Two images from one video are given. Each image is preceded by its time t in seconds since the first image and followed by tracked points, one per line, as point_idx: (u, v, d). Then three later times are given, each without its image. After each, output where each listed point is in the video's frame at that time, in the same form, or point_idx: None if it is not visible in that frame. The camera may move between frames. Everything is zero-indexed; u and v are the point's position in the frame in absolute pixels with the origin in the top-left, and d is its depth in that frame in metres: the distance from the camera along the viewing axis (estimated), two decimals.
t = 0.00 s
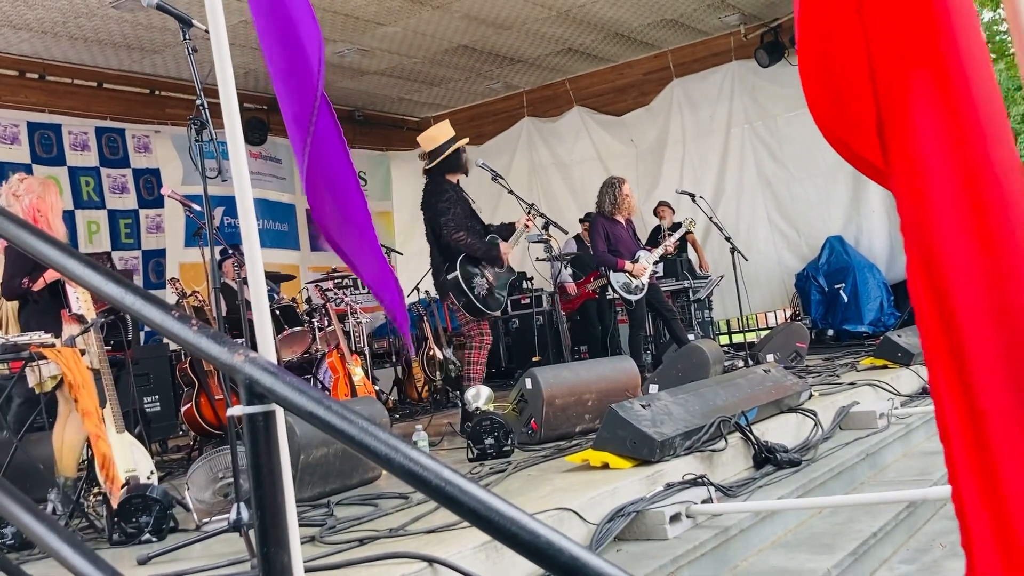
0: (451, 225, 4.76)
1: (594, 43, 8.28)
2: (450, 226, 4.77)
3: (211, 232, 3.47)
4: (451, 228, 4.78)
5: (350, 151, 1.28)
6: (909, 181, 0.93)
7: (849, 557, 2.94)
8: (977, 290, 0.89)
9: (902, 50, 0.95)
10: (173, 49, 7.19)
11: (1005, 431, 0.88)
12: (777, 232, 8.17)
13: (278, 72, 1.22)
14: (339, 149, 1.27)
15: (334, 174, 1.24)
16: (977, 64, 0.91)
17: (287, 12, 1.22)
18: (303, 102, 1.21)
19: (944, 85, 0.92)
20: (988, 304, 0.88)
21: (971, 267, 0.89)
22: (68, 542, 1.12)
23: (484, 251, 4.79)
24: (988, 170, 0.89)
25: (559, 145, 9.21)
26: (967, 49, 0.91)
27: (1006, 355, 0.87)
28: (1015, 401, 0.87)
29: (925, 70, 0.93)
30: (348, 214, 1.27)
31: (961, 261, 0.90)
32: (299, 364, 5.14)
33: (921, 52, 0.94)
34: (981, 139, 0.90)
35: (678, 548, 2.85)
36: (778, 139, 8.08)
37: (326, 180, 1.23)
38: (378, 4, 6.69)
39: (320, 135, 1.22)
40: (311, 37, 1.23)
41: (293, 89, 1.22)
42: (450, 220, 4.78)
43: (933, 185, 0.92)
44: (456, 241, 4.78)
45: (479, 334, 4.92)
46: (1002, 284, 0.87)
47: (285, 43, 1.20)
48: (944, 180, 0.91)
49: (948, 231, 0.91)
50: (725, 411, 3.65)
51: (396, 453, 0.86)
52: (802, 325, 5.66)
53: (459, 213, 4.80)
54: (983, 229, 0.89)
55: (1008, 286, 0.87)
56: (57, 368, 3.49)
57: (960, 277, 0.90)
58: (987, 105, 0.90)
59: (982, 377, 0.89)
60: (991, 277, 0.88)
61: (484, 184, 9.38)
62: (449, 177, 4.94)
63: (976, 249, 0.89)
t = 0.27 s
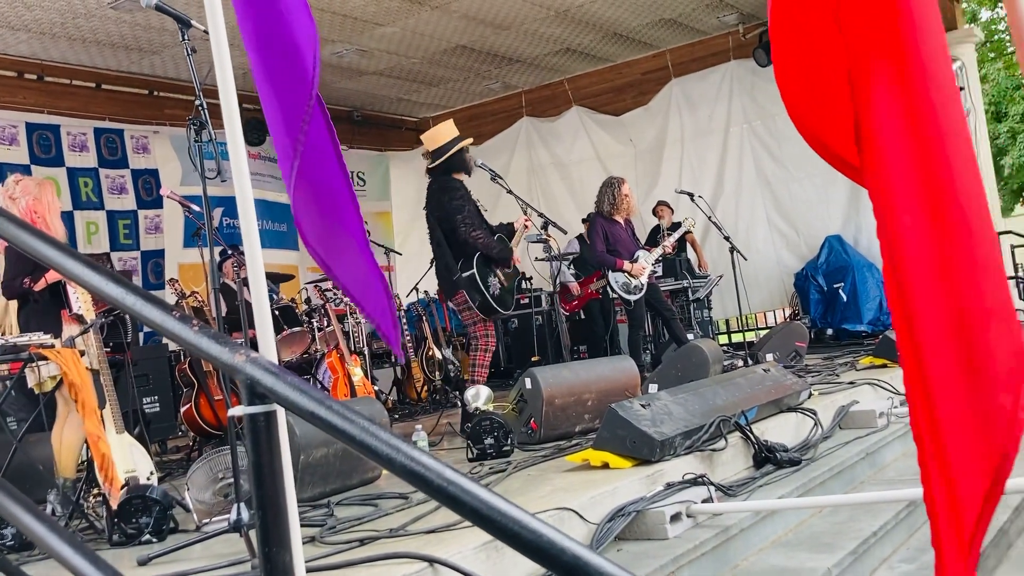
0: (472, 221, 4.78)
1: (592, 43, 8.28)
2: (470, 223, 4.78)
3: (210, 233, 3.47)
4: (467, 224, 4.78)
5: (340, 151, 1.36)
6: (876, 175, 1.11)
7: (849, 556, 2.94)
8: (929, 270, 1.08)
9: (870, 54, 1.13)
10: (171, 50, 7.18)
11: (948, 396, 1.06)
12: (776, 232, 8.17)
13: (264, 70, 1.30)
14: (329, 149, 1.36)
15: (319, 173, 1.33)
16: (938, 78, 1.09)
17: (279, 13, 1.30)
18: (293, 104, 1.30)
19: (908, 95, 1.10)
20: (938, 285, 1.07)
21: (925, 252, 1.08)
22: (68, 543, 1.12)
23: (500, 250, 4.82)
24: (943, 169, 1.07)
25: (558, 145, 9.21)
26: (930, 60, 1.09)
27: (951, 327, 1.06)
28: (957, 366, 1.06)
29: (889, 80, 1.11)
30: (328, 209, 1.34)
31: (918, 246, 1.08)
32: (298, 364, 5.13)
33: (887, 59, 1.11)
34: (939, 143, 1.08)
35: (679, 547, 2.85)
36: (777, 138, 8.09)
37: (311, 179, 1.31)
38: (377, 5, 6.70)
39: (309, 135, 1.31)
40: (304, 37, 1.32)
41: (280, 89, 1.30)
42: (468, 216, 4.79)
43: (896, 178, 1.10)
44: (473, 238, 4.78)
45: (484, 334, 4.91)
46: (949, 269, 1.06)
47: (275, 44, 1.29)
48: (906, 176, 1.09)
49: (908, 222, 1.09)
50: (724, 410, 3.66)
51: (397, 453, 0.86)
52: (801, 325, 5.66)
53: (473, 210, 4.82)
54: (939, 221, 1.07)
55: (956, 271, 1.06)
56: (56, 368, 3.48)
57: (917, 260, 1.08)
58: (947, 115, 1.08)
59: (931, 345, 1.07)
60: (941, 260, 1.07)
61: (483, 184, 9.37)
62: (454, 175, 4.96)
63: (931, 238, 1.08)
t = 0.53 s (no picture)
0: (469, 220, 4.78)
1: (591, 44, 8.28)
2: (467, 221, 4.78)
3: (211, 236, 3.46)
4: (466, 224, 4.78)
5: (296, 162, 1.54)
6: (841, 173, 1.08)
7: (851, 557, 2.94)
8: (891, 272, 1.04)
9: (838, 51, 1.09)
10: (170, 52, 7.18)
11: (906, 401, 1.03)
12: (775, 232, 8.18)
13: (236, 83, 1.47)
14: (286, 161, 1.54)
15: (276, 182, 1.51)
16: (904, 72, 1.04)
17: (245, 37, 1.48)
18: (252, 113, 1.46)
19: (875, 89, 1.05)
20: (900, 283, 1.03)
21: (887, 252, 1.04)
22: (73, 545, 1.12)
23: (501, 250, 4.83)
24: (907, 167, 1.03)
25: (556, 146, 9.21)
26: (896, 51, 1.04)
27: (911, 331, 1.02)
28: (916, 372, 1.02)
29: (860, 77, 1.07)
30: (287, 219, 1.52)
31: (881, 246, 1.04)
32: (298, 366, 5.12)
33: (856, 47, 1.07)
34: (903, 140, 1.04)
35: (680, 548, 2.84)
36: (776, 139, 8.10)
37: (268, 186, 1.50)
38: (376, 6, 6.70)
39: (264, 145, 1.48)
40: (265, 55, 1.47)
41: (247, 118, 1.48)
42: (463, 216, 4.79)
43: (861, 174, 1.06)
44: (471, 237, 4.77)
45: (488, 334, 4.87)
46: (911, 271, 1.02)
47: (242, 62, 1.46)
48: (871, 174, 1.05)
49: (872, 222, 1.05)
50: (725, 412, 3.66)
51: (404, 454, 0.86)
52: (801, 325, 5.66)
53: (472, 210, 4.81)
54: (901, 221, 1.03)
55: (917, 269, 1.02)
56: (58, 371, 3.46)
57: (879, 260, 1.05)
58: (911, 111, 1.03)
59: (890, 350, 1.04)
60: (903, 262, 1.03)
61: (481, 186, 9.37)
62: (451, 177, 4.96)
63: (894, 239, 1.04)
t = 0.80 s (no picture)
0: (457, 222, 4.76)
1: (589, 46, 8.29)
2: (454, 224, 4.77)
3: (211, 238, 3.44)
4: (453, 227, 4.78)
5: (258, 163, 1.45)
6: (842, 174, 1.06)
7: (851, 558, 2.95)
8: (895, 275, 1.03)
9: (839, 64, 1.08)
10: (170, 54, 7.17)
11: (914, 404, 1.02)
12: (775, 234, 8.19)
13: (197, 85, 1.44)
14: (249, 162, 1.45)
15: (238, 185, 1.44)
16: (908, 73, 1.03)
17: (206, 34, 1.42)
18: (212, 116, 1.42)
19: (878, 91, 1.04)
20: (904, 284, 1.03)
21: (891, 254, 1.04)
22: (74, 548, 1.12)
23: (490, 255, 4.80)
24: (912, 168, 1.02)
25: (555, 148, 9.22)
26: (900, 51, 1.03)
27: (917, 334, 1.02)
28: (921, 375, 1.02)
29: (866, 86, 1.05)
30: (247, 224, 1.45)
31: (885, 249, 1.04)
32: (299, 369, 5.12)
33: (859, 39, 1.05)
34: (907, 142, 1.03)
35: (681, 550, 2.85)
36: (774, 141, 8.12)
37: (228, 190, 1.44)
38: (375, 8, 6.70)
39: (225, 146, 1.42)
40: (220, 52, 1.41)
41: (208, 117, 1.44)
42: (453, 218, 4.78)
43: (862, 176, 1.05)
44: (459, 240, 4.77)
45: (482, 337, 4.89)
46: (917, 273, 1.02)
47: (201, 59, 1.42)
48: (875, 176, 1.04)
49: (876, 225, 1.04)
50: (726, 413, 3.66)
51: (407, 457, 0.86)
52: (801, 327, 5.65)
53: (462, 211, 4.79)
54: (906, 225, 1.02)
55: (923, 271, 1.02)
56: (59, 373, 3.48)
57: (882, 263, 1.04)
58: (915, 113, 1.02)
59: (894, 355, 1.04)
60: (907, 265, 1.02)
61: (480, 187, 9.37)
62: (452, 179, 4.96)
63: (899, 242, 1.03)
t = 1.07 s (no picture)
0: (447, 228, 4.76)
1: (587, 48, 8.29)
2: (444, 230, 4.77)
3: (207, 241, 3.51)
4: (444, 231, 4.78)
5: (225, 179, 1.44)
6: (872, 197, 1.17)
7: (849, 562, 2.95)
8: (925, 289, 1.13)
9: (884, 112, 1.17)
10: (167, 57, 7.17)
11: (946, 405, 1.11)
12: (772, 236, 8.20)
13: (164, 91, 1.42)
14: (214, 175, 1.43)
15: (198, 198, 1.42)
16: (938, 109, 1.14)
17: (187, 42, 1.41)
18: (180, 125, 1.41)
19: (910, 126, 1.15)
20: (934, 292, 1.12)
21: (925, 269, 1.13)
22: (73, 553, 1.12)
23: (478, 257, 4.82)
24: (943, 188, 1.12)
25: (553, 149, 9.22)
26: (930, 85, 1.14)
27: (953, 342, 1.11)
28: (954, 378, 1.10)
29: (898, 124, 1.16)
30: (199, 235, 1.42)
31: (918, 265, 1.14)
32: (297, 372, 5.12)
33: (882, 71, 1.17)
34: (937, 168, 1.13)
35: (679, 553, 2.85)
36: (772, 143, 8.13)
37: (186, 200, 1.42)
38: (373, 11, 6.70)
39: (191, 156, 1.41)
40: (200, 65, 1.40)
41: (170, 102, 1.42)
42: (446, 223, 4.77)
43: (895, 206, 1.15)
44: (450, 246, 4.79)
45: (479, 339, 4.88)
46: (947, 283, 1.11)
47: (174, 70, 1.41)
48: (907, 199, 1.15)
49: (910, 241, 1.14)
50: (724, 416, 3.66)
51: (405, 462, 0.86)
52: (798, 329, 5.65)
53: (454, 216, 4.78)
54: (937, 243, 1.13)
55: (952, 278, 1.11)
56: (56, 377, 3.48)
57: (916, 276, 1.13)
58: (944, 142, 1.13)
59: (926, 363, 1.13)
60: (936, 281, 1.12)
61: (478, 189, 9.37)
62: (451, 182, 4.96)
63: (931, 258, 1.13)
